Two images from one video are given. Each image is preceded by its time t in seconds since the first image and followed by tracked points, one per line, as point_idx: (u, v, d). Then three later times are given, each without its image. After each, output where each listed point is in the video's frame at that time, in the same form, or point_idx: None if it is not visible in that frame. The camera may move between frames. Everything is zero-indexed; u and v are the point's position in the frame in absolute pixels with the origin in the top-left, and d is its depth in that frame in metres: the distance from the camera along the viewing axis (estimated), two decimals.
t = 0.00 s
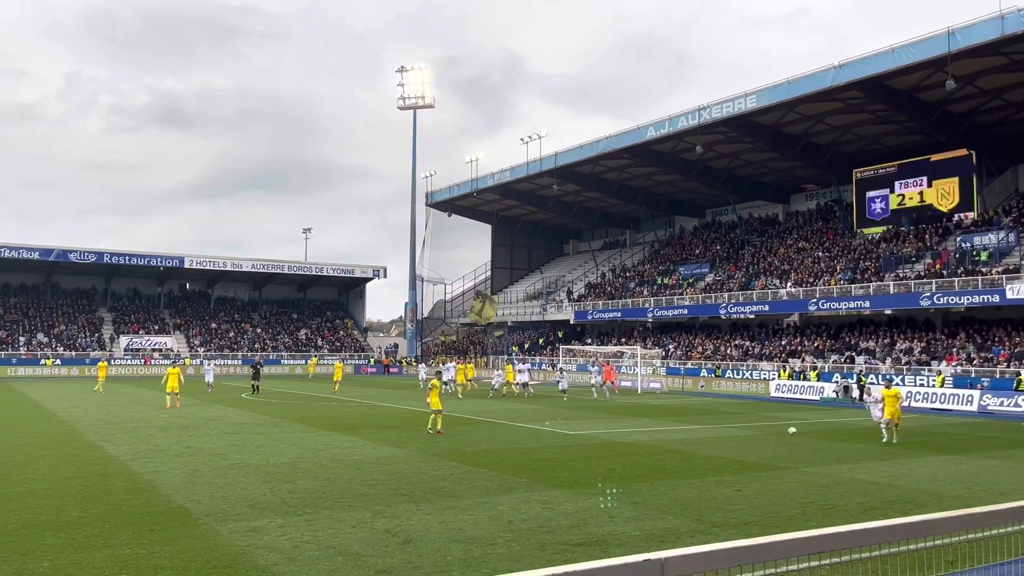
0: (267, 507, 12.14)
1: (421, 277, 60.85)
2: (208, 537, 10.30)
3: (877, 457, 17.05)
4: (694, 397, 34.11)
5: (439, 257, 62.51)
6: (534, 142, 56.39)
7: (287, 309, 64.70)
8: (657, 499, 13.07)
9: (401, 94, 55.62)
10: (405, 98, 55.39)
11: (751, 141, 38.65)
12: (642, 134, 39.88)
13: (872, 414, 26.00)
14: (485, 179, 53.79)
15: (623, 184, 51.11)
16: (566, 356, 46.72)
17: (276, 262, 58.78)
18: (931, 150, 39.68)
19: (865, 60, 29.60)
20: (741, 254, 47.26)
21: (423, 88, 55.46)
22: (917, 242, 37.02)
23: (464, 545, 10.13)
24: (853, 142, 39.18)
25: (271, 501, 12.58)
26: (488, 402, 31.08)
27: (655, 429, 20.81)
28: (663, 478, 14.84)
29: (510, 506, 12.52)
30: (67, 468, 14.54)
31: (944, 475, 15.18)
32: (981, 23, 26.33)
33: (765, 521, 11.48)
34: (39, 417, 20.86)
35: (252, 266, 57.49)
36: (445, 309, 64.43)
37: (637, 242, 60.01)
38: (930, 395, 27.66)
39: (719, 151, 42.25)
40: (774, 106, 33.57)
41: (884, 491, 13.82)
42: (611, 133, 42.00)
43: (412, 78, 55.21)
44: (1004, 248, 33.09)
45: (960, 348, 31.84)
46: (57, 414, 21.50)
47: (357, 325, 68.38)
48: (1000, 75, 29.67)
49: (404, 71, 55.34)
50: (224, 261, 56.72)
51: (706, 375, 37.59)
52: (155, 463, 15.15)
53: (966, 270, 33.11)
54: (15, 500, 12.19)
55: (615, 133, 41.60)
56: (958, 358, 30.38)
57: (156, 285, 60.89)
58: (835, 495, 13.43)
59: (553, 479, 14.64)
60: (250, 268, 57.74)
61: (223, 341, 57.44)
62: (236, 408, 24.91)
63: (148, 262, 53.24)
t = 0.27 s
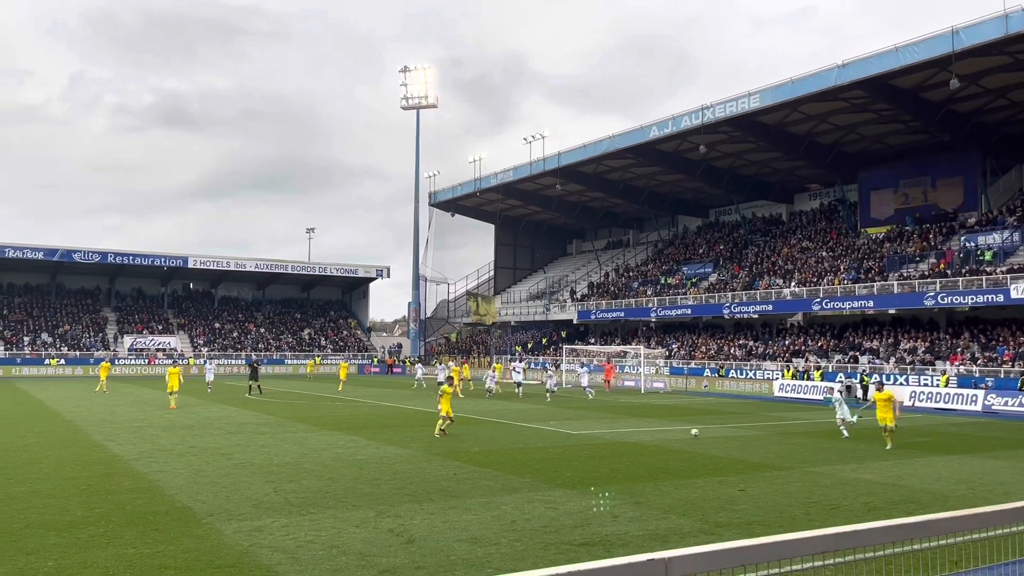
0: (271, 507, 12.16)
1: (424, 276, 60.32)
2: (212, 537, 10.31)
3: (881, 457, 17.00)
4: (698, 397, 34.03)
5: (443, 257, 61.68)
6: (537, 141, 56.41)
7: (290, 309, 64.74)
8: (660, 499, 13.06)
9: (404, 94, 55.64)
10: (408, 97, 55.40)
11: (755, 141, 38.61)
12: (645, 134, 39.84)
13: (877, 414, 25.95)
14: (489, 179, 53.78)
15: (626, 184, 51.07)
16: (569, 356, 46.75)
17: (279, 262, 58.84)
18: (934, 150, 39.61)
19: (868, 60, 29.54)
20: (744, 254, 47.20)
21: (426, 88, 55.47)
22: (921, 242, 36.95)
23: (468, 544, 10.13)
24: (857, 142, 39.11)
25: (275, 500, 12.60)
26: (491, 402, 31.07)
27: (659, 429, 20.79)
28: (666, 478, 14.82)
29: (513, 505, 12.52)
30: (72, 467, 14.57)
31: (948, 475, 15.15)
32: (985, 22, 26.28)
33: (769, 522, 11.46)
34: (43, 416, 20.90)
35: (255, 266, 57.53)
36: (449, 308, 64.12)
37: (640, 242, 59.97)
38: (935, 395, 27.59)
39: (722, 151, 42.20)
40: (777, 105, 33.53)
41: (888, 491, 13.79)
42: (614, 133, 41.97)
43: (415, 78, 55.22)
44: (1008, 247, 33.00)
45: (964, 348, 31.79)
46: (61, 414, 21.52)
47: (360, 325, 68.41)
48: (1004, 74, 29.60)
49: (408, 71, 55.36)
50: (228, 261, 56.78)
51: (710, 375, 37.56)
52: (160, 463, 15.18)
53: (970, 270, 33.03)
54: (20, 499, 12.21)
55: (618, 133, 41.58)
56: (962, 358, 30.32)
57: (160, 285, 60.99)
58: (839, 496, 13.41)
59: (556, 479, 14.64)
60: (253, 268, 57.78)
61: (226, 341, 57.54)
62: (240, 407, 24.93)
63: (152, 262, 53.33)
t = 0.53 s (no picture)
0: (275, 506, 12.17)
1: (428, 276, 61.16)
2: (216, 537, 10.32)
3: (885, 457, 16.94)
4: (702, 397, 33.98)
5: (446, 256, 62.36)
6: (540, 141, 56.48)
7: (294, 309, 64.82)
8: (664, 498, 13.06)
9: (408, 94, 55.68)
10: (412, 97, 55.42)
11: (758, 140, 38.56)
12: (649, 134, 39.81)
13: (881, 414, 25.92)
14: (492, 179, 53.78)
15: (630, 183, 51.05)
16: (572, 356, 46.80)
17: (283, 262, 58.89)
18: (939, 150, 39.52)
19: (872, 59, 29.50)
20: (748, 254, 47.16)
21: (429, 88, 55.47)
22: (925, 242, 36.88)
23: (472, 544, 10.13)
24: (861, 141, 39.04)
25: (279, 500, 12.62)
26: (495, 402, 31.04)
27: (663, 429, 20.77)
28: (671, 478, 14.81)
29: (516, 505, 12.52)
30: (78, 467, 14.59)
31: (953, 475, 15.12)
32: (989, 21, 26.24)
33: (773, 521, 11.45)
34: (48, 416, 20.93)
35: (259, 265, 57.56)
36: (453, 308, 64.67)
37: (643, 241, 59.93)
38: (939, 394, 27.54)
39: (726, 151, 42.15)
40: (781, 105, 33.48)
41: (893, 491, 13.77)
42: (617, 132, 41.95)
43: (419, 78, 55.24)
44: (1013, 247, 32.90)
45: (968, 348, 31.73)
46: (65, 413, 21.53)
47: (364, 325, 68.47)
48: (1009, 73, 29.52)
49: (411, 71, 55.38)
50: (232, 261, 56.84)
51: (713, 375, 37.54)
52: (165, 462, 15.20)
53: (974, 270, 32.96)
54: (25, 499, 12.23)
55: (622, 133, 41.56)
56: (967, 358, 30.26)
57: (164, 284, 61.09)
58: (843, 496, 13.38)
59: (560, 479, 14.64)
60: (257, 268, 57.83)
61: (231, 341, 57.62)
62: (244, 407, 24.94)
63: (156, 262, 53.41)
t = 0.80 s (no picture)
0: (279, 506, 12.18)
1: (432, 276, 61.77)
2: (220, 536, 10.33)
3: (889, 457, 16.92)
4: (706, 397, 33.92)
5: (450, 256, 62.92)
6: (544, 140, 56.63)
7: (298, 309, 64.89)
8: (668, 498, 13.05)
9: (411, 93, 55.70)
10: (415, 97, 55.44)
11: (762, 139, 38.50)
12: (652, 133, 39.77)
13: (886, 413, 25.88)
14: (495, 179, 53.78)
15: (633, 183, 51.02)
16: (576, 356, 46.79)
17: (287, 262, 58.94)
18: (943, 149, 39.41)
19: (877, 58, 29.43)
20: (752, 253, 47.11)
21: (433, 88, 55.47)
22: (930, 241, 36.78)
23: (475, 544, 10.13)
24: (865, 140, 38.96)
25: (283, 499, 12.64)
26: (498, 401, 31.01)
27: (668, 429, 20.75)
28: (675, 478, 14.80)
29: (520, 505, 12.51)
30: (83, 467, 14.62)
31: (958, 475, 15.09)
32: (994, 20, 26.17)
33: (778, 522, 11.44)
34: (53, 416, 20.96)
35: (263, 265, 57.62)
36: (456, 308, 64.83)
37: (647, 241, 59.89)
38: (944, 394, 27.50)
39: (730, 150, 42.11)
40: (785, 104, 33.42)
41: (898, 491, 13.75)
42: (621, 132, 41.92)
43: (422, 78, 55.25)
44: (1018, 246, 32.81)
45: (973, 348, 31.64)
46: (70, 413, 21.56)
47: (368, 325, 68.53)
48: (1014, 72, 29.43)
49: (415, 70, 55.38)
50: (235, 260, 56.90)
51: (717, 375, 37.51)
52: (169, 462, 15.22)
53: (979, 269, 32.88)
54: (31, 498, 12.25)
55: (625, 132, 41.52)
56: (971, 358, 30.13)
57: (168, 284, 61.18)
58: (848, 495, 13.35)
59: (565, 479, 14.63)
60: (261, 267, 57.88)
61: (235, 341, 57.70)
62: (249, 407, 24.96)
63: (160, 262, 53.48)
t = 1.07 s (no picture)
0: (283, 505, 12.19)
1: (436, 275, 61.60)
2: (224, 535, 10.35)
3: (893, 456, 16.92)
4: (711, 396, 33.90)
5: (454, 255, 63.12)
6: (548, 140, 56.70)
7: (302, 308, 64.93)
8: (672, 498, 13.04)
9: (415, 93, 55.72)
10: (419, 96, 55.45)
11: (766, 138, 38.43)
12: (656, 132, 39.71)
13: (891, 413, 25.84)
14: (499, 178, 53.77)
15: (637, 182, 50.96)
16: (580, 355, 46.79)
17: (291, 261, 58.98)
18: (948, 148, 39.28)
19: (882, 56, 29.34)
20: (756, 252, 47.02)
21: (437, 87, 55.46)
22: (935, 240, 36.67)
23: (479, 543, 10.13)
24: (869, 139, 38.88)
25: (287, 498, 12.65)
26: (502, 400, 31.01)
27: (672, 428, 20.73)
28: (679, 477, 14.78)
29: (524, 504, 12.52)
30: (87, 465, 14.64)
31: (963, 474, 15.06)
32: (999, 18, 26.09)
33: (782, 520, 11.42)
34: (58, 415, 20.99)
35: (268, 264, 57.67)
36: (460, 308, 64.71)
37: (651, 240, 59.82)
38: (949, 393, 27.45)
39: (734, 149, 42.03)
40: (789, 103, 33.34)
41: (903, 490, 13.73)
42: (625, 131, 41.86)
43: (426, 77, 55.26)
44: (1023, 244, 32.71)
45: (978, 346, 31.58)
46: (74, 412, 21.60)
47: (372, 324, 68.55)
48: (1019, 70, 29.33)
49: (419, 69, 55.39)
50: (240, 260, 56.97)
51: (721, 374, 37.47)
52: (173, 461, 15.24)
53: (984, 268, 32.79)
54: (36, 497, 12.28)
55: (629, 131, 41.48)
56: (977, 357, 30.10)
57: (173, 283, 61.29)
58: (852, 495, 13.33)
59: (569, 478, 14.63)
60: (266, 267, 57.93)
61: (239, 340, 57.78)
62: (253, 406, 25.00)
63: (165, 261, 53.57)
